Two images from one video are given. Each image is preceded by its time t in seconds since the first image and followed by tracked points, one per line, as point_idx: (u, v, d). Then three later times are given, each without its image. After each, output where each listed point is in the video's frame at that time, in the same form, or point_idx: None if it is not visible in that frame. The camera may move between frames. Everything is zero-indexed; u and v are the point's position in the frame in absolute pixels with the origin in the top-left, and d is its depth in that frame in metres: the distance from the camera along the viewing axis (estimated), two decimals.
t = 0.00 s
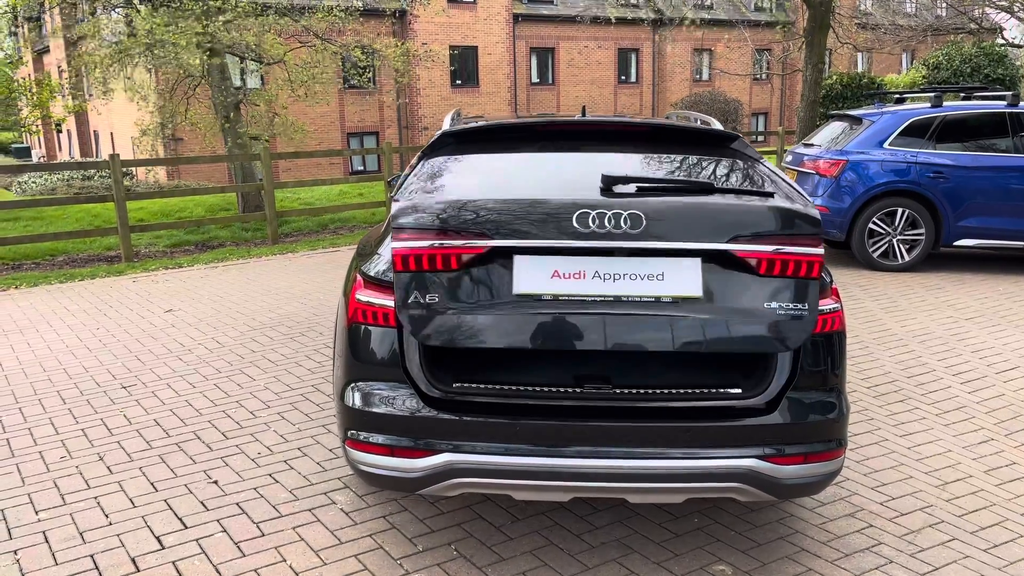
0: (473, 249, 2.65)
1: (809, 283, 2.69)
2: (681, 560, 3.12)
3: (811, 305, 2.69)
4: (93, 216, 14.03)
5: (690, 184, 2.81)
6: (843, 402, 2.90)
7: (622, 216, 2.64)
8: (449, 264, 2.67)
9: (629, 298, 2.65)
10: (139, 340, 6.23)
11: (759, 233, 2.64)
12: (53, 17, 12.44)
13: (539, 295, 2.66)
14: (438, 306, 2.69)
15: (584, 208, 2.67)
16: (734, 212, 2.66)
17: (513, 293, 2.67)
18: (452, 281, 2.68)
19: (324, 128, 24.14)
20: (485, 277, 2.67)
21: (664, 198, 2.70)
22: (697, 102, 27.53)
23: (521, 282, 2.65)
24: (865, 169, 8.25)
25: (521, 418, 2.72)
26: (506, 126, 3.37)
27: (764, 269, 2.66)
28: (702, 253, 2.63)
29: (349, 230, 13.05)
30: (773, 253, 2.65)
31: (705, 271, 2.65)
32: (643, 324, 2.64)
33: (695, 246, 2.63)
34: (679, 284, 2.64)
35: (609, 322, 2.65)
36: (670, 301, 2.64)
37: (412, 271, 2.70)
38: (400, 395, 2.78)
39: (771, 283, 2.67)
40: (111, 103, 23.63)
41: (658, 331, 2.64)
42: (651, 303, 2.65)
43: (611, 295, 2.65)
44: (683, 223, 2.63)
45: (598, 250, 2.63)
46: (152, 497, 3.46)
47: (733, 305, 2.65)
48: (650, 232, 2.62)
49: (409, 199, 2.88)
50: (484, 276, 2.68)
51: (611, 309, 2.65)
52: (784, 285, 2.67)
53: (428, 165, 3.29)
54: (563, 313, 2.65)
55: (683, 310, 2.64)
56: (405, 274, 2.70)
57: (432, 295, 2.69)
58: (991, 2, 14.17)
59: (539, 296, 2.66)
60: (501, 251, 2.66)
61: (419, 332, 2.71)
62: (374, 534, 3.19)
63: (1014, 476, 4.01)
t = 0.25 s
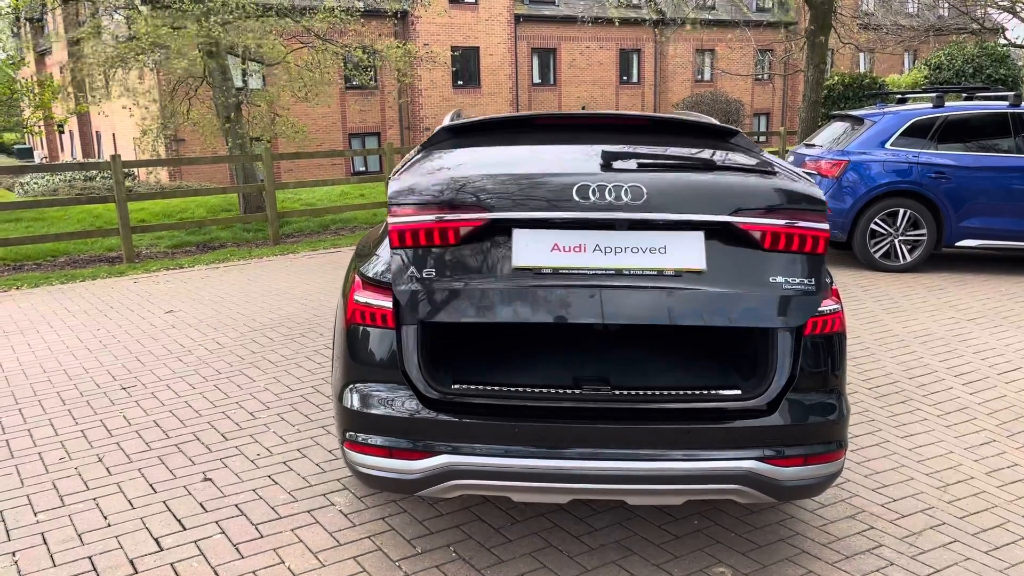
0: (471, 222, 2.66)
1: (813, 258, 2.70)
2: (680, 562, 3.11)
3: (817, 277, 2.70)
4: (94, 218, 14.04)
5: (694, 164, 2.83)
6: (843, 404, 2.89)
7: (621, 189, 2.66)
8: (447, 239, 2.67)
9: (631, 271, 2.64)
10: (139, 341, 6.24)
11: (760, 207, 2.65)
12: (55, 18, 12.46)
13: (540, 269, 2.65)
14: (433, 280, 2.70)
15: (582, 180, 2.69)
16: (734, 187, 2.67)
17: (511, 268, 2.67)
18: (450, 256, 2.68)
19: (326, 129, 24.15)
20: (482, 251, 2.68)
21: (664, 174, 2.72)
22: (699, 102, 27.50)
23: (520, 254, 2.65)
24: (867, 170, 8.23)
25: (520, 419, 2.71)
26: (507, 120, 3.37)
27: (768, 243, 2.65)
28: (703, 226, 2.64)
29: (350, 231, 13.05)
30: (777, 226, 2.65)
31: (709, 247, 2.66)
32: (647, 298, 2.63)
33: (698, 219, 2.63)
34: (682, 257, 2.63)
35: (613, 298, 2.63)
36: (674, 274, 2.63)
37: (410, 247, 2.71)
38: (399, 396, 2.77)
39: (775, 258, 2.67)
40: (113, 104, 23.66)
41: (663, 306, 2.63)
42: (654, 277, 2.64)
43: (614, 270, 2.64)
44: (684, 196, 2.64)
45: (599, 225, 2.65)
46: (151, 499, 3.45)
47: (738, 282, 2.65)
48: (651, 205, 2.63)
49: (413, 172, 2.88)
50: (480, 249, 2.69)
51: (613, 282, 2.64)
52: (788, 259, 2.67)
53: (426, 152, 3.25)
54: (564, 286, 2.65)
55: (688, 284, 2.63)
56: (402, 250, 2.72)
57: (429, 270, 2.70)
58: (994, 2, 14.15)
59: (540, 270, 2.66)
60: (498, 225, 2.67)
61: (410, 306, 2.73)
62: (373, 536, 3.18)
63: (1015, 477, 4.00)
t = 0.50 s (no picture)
0: (469, 189, 2.61)
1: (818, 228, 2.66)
2: (681, 566, 3.10)
3: (825, 248, 2.65)
4: (96, 220, 14.06)
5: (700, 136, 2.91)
6: (844, 408, 2.89)
7: (621, 156, 2.63)
8: (446, 209, 2.64)
9: (633, 239, 2.60)
10: (140, 343, 6.23)
11: (764, 176, 2.63)
12: (57, 20, 12.46)
13: (539, 237, 2.60)
14: (429, 252, 2.63)
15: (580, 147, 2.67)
16: (735, 157, 2.67)
17: (512, 236, 2.61)
18: (449, 224, 2.64)
19: (327, 131, 24.17)
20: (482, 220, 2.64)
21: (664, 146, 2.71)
22: (701, 104, 27.50)
23: (519, 222, 2.59)
24: (869, 171, 8.22)
25: (520, 423, 2.70)
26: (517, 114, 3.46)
27: (773, 211, 2.62)
28: (707, 194, 2.61)
29: (351, 233, 13.07)
30: (783, 194, 2.61)
31: (712, 216, 2.63)
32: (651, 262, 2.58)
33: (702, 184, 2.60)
34: (685, 224, 2.60)
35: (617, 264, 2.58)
36: (677, 243, 2.59)
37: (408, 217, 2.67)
38: (399, 400, 2.77)
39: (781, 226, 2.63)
40: (115, 106, 23.71)
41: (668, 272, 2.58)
42: (657, 245, 2.60)
43: (617, 236, 2.60)
44: (687, 166, 2.62)
45: (601, 192, 2.62)
46: (151, 502, 3.45)
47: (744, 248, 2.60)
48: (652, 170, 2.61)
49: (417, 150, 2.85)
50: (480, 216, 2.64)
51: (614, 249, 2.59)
52: (794, 228, 2.63)
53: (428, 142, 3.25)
54: (565, 250, 2.58)
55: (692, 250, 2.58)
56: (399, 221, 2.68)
57: (426, 239, 2.65)
58: (996, 3, 14.15)
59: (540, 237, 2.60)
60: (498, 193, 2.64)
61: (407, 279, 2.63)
62: (373, 540, 3.18)
63: (1018, 481, 3.99)
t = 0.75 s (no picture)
0: (468, 166, 2.60)
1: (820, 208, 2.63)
2: (680, 569, 3.10)
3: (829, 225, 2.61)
4: (97, 222, 14.09)
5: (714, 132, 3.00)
6: (843, 411, 2.89)
7: (622, 135, 2.66)
8: (443, 186, 2.62)
9: (634, 216, 2.55)
10: (140, 346, 6.24)
11: (763, 155, 2.63)
12: (58, 22, 12.49)
13: (539, 213, 2.56)
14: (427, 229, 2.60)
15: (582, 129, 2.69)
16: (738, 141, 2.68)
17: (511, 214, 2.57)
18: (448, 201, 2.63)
19: (328, 133, 24.20)
20: (481, 197, 2.62)
21: (666, 130, 2.74)
22: (701, 106, 27.52)
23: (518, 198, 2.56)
24: (869, 173, 8.22)
25: (520, 426, 2.71)
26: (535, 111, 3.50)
27: (774, 190, 2.59)
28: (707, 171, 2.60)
29: (352, 235, 13.09)
30: (783, 171, 2.60)
31: (713, 195, 2.60)
32: (651, 235, 2.53)
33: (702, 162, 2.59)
34: (687, 201, 2.56)
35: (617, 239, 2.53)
36: (678, 219, 2.55)
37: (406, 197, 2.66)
38: (399, 403, 2.77)
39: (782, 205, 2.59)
40: (117, 108, 23.75)
41: (668, 245, 2.53)
42: (659, 221, 2.55)
43: (616, 213, 2.56)
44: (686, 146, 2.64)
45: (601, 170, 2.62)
46: (151, 504, 3.45)
47: (747, 225, 2.55)
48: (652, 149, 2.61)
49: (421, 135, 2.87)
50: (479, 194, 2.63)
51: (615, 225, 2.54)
52: (796, 205, 2.60)
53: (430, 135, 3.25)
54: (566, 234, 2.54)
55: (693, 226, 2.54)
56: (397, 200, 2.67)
57: (424, 216, 2.63)
58: (996, 5, 14.17)
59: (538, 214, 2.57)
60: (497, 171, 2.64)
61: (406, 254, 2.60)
62: (372, 543, 3.18)
63: (1017, 483, 3.98)
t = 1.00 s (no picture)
0: (466, 142, 2.62)
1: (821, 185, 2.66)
2: (679, 571, 3.10)
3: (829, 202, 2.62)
4: (97, 224, 14.10)
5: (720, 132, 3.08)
6: (842, 413, 2.90)
7: (620, 114, 2.73)
8: (442, 162, 2.64)
9: (635, 188, 2.54)
10: (140, 348, 6.26)
11: (762, 132, 2.67)
12: (59, 25, 12.52)
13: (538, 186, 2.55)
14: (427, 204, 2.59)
15: (581, 112, 2.75)
16: (739, 122, 2.73)
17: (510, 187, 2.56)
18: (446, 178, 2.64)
19: (329, 135, 24.22)
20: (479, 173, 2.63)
21: (665, 113, 2.79)
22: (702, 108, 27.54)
23: (517, 171, 2.56)
24: (869, 176, 8.23)
25: (519, 428, 2.71)
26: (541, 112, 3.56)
27: (774, 166, 2.61)
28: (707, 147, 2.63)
29: (352, 237, 13.11)
30: (782, 148, 2.63)
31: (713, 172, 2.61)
32: (652, 205, 2.50)
33: (702, 139, 2.63)
34: (687, 174, 2.56)
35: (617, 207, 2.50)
36: (679, 192, 2.54)
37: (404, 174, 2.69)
38: (398, 405, 2.77)
39: (782, 181, 2.62)
40: (118, 111, 23.78)
41: (669, 214, 2.49)
42: (659, 194, 2.53)
43: (616, 184, 2.54)
44: (684, 123, 2.69)
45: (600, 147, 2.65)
46: (150, 506, 3.46)
47: (748, 198, 2.56)
48: (652, 126, 2.66)
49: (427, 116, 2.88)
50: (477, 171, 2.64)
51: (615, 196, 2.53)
52: (794, 182, 2.62)
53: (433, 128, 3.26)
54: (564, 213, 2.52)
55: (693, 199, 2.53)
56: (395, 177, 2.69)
57: (422, 192, 2.64)
58: (996, 7, 14.19)
59: (537, 187, 2.55)
60: (495, 150, 2.66)
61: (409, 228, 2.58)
62: (371, 545, 3.18)
63: (1016, 485, 3.99)
